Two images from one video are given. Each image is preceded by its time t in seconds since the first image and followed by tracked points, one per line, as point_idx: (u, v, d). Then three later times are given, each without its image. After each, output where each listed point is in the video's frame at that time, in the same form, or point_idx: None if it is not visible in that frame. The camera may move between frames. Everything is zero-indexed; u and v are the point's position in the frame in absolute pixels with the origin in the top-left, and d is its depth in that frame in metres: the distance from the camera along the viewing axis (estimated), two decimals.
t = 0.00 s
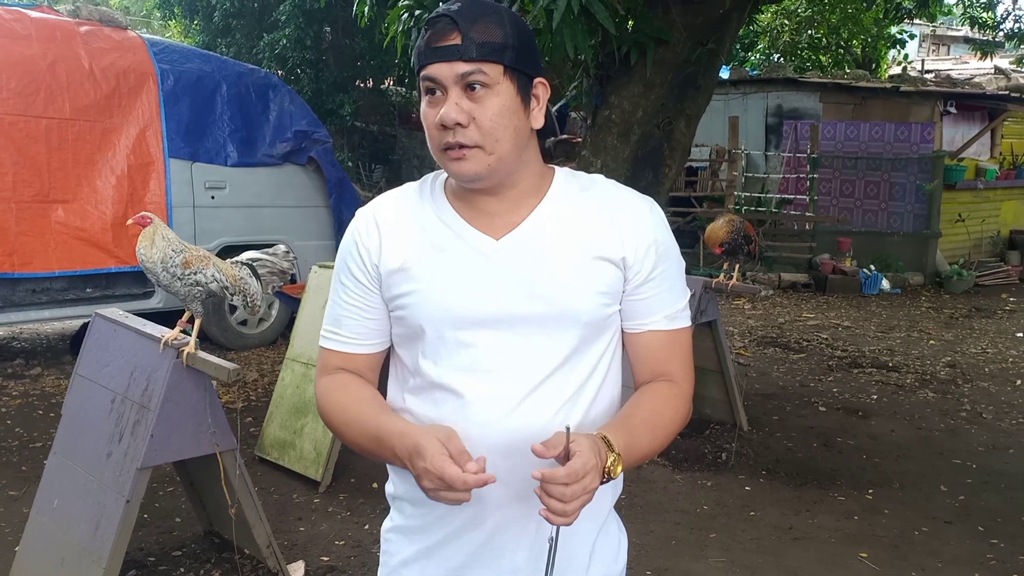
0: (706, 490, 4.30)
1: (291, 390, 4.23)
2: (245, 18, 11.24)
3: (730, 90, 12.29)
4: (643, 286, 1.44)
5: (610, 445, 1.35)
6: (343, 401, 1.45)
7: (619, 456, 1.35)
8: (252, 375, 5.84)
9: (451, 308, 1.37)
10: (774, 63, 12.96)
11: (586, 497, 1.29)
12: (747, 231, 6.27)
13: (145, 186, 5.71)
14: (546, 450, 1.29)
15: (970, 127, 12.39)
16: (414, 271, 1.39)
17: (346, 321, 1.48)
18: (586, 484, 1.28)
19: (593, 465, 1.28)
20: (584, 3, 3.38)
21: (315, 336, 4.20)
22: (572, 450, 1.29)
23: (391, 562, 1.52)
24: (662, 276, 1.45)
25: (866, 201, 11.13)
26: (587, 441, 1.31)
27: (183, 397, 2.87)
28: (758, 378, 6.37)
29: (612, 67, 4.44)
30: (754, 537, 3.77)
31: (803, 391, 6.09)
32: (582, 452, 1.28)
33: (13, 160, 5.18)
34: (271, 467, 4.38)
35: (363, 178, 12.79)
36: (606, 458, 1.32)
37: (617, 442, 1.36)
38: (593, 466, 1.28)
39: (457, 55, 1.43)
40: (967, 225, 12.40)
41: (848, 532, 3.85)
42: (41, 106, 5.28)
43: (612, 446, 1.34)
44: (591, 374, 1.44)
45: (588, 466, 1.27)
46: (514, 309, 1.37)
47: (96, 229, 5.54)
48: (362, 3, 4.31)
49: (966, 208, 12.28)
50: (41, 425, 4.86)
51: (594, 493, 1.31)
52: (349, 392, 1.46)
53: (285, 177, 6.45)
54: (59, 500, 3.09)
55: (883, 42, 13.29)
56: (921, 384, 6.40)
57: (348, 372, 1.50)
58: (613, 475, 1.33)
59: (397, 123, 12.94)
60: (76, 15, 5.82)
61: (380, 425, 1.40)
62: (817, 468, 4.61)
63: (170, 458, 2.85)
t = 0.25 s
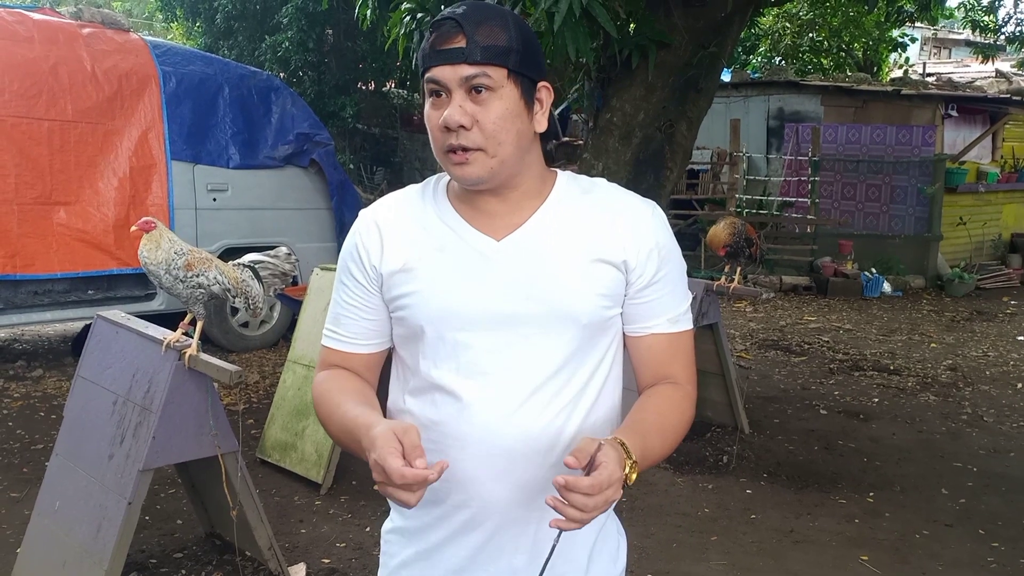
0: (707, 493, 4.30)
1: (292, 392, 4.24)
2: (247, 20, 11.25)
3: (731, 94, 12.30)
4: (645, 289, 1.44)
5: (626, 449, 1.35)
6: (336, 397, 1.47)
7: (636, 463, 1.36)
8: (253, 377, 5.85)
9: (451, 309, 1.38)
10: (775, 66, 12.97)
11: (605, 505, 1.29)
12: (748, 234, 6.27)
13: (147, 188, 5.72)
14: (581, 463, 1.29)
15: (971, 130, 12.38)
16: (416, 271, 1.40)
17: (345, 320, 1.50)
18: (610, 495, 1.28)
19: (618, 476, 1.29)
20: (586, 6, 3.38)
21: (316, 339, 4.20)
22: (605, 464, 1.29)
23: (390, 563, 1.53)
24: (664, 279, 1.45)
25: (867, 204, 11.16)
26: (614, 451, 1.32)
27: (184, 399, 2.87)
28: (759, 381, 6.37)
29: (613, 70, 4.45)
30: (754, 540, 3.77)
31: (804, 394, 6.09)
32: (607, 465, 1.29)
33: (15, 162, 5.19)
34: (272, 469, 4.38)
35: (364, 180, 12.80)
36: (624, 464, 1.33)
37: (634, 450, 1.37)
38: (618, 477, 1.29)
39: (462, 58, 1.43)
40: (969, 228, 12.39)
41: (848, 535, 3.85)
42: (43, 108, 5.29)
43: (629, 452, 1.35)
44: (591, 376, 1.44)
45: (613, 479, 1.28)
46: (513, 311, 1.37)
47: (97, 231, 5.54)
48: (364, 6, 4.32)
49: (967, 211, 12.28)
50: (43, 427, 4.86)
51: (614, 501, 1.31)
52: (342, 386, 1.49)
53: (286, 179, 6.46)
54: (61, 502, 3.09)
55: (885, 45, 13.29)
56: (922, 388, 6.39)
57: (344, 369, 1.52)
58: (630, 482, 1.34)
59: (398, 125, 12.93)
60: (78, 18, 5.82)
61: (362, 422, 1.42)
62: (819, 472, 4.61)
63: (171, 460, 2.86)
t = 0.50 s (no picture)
0: (706, 495, 4.30)
1: (292, 393, 4.24)
2: (248, 21, 11.26)
3: (731, 95, 12.31)
4: (645, 292, 1.44)
5: (629, 454, 1.36)
6: (336, 398, 1.48)
7: (637, 466, 1.37)
8: (253, 378, 5.85)
9: (451, 310, 1.38)
10: (775, 68, 12.98)
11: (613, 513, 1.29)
12: (748, 235, 6.27)
13: (147, 189, 5.73)
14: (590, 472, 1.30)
15: (971, 133, 12.39)
16: (416, 272, 1.40)
17: (347, 322, 1.51)
18: (619, 505, 1.29)
19: (625, 486, 1.29)
20: (586, 8, 3.39)
21: (316, 340, 4.21)
22: (614, 474, 1.30)
23: (389, 563, 1.53)
24: (665, 283, 1.46)
25: (867, 206, 11.18)
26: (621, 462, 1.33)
27: (184, 400, 2.87)
28: (758, 383, 6.37)
29: (613, 71, 4.45)
30: (754, 542, 3.77)
31: (803, 395, 6.09)
32: (615, 476, 1.29)
33: (15, 163, 5.20)
34: (272, 470, 4.38)
35: (364, 181, 12.81)
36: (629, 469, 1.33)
37: (635, 453, 1.37)
38: (625, 487, 1.29)
39: (472, 59, 1.43)
40: (969, 230, 12.40)
41: (848, 537, 3.85)
42: (43, 108, 5.29)
43: (633, 458, 1.36)
44: (590, 379, 1.45)
45: (619, 491, 1.28)
46: (513, 312, 1.38)
47: (97, 232, 5.55)
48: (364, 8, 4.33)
49: (967, 213, 12.29)
50: (43, 427, 4.87)
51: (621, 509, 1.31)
52: (343, 388, 1.49)
53: (286, 181, 6.46)
54: (60, 502, 3.10)
55: (885, 47, 13.31)
56: (922, 390, 6.39)
57: (345, 370, 1.53)
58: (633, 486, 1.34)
59: (399, 126, 12.94)
60: (79, 19, 5.83)
61: (360, 424, 1.42)
62: (818, 473, 4.61)
63: (171, 461, 2.86)
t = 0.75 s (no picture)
0: (705, 495, 4.30)
1: (291, 393, 4.24)
2: (248, 21, 11.27)
3: (731, 96, 12.32)
4: (646, 294, 1.45)
5: (631, 455, 1.37)
6: (336, 396, 1.48)
7: (638, 467, 1.37)
8: (253, 378, 5.86)
9: (453, 310, 1.38)
10: (775, 69, 12.99)
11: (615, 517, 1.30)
12: (746, 237, 6.27)
13: (147, 188, 5.73)
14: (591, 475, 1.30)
15: (970, 134, 12.39)
16: (418, 273, 1.41)
17: (349, 321, 1.51)
18: (621, 509, 1.29)
19: (627, 492, 1.30)
20: (586, 9, 3.40)
21: (316, 339, 4.21)
22: (616, 477, 1.30)
23: (389, 563, 1.53)
24: (665, 285, 1.46)
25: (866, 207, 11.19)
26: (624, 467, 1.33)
27: (183, 399, 2.88)
28: (757, 384, 6.38)
29: (613, 72, 4.46)
30: (752, 543, 3.77)
31: (802, 396, 6.10)
32: (617, 480, 1.30)
33: (15, 162, 5.21)
34: (271, 470, 4.39)
35: (364, 181, 12.81)
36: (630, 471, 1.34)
37: (636, 454, 1.38)
38: (627, 493, 1.30)
39: (484, 61, 1.44)
40: (968, 232, 12.41)
41: (846, 538, 3.85)
42: (44, 108, 5.30)
43: (634, 459, 1.36)
44: (590, 379, 1.45)
45: (621, 495, 1.29)
46: (514, 313, 1.38)
47: (97, 231, 5.55)
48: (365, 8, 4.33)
49: (966, 215, 12.30)
50: (42, 426, 4.87)
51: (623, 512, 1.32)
52: (343, 386, 1.50)
53: (286, 180, 6.47)
54: (59, 501, 3.10)
55: (885, 49, 13.32)
56: (920, 391, 6.40)
57: (346, 369, 1.53)
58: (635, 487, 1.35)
59: (399, 126, 12.95)
60: (79, 18, 5.84)
61: (358, 421, 1.43)
62: (817, 474, 4.61)
63: (170, 460, 2.86)
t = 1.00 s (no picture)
0: (704, 493, 4.30)
1: (290, 390, 4.23)
2: (247, 18, 11.25)
3: (731, 95, 12.31)
4: (647, 290, 1.44)
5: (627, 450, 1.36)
6: (331, 382, 1.48)
7: (635, 462, 1.36)
8: (251, 375, 5.85)
9: (453, 305, 1.38)
10: (775, 68, 12.98)
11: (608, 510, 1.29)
12: (746, 235, 6.26)
13: (146, 185, 5.72)
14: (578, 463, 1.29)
15: (970, 134, 12.39)
16: (418, 268, 1.40)
17: (347, 315, 1.50)
18: (614, 497, 1.28)
19: (619, 479, 1.29)
20: (586, 6, 3.39)
21: (314, 336, 4.21)
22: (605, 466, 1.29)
23: (388, 559, 1.52)
24: (666, 282, 1.46)
25: (866, 206, 11.18)
26: (614, 455, 1.32)
27: (182, 396, 2.87)
28: (757, 382, 6.37)
29: (613, 70, 4.46)
30: (751, 541, 3.77)
31: (801, 395, 6.09)
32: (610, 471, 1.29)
33: (14, 158, 5.20)
34: (269, 467, 4.38)
35: (363, 179, 12.80)
36: (625, 465, 1.32)
37: (633, 448, 1.37)
38: (619, 481, 1.29)
39: (497, 57, 1.43)
40: (967, 231, 12.41)
41: (846, 536, 3.85)
42: (43, 104, 5.29)
43: (630, 454, 1.35)
44: (591, 375, 1.44)
45: (613, 484, 1.27)
46: (514, 309, 1.38)
47: (96, 228, 5.54)
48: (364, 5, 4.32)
49: (965, 214, 12.30)
50: (40, 423, 4.86)
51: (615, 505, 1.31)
52: (340, 374, 1.49)
53: (286, 178, 6.46)
54: (57, 498, 3.09)
55: (885, 48, 13.31)
56: (920, 390, 6.40)
57: (344, 362, 1.52)
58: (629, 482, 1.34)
59: (398, 124, 12.93)
60: (79, 15, 5.83)
61: (346, 399, 1.42)
62: (816, 473, 4.61)
63: (168, 456, 2.85)
